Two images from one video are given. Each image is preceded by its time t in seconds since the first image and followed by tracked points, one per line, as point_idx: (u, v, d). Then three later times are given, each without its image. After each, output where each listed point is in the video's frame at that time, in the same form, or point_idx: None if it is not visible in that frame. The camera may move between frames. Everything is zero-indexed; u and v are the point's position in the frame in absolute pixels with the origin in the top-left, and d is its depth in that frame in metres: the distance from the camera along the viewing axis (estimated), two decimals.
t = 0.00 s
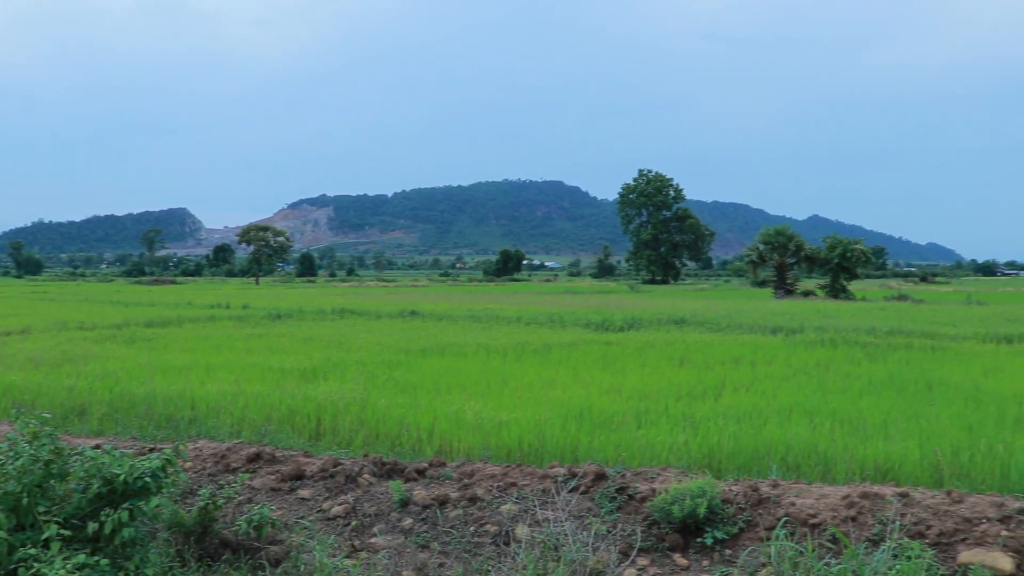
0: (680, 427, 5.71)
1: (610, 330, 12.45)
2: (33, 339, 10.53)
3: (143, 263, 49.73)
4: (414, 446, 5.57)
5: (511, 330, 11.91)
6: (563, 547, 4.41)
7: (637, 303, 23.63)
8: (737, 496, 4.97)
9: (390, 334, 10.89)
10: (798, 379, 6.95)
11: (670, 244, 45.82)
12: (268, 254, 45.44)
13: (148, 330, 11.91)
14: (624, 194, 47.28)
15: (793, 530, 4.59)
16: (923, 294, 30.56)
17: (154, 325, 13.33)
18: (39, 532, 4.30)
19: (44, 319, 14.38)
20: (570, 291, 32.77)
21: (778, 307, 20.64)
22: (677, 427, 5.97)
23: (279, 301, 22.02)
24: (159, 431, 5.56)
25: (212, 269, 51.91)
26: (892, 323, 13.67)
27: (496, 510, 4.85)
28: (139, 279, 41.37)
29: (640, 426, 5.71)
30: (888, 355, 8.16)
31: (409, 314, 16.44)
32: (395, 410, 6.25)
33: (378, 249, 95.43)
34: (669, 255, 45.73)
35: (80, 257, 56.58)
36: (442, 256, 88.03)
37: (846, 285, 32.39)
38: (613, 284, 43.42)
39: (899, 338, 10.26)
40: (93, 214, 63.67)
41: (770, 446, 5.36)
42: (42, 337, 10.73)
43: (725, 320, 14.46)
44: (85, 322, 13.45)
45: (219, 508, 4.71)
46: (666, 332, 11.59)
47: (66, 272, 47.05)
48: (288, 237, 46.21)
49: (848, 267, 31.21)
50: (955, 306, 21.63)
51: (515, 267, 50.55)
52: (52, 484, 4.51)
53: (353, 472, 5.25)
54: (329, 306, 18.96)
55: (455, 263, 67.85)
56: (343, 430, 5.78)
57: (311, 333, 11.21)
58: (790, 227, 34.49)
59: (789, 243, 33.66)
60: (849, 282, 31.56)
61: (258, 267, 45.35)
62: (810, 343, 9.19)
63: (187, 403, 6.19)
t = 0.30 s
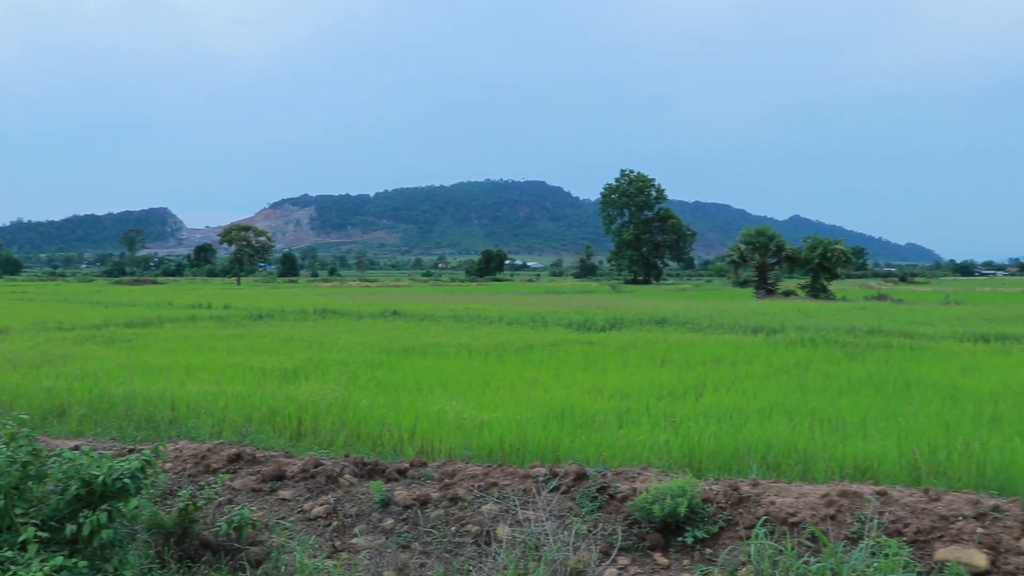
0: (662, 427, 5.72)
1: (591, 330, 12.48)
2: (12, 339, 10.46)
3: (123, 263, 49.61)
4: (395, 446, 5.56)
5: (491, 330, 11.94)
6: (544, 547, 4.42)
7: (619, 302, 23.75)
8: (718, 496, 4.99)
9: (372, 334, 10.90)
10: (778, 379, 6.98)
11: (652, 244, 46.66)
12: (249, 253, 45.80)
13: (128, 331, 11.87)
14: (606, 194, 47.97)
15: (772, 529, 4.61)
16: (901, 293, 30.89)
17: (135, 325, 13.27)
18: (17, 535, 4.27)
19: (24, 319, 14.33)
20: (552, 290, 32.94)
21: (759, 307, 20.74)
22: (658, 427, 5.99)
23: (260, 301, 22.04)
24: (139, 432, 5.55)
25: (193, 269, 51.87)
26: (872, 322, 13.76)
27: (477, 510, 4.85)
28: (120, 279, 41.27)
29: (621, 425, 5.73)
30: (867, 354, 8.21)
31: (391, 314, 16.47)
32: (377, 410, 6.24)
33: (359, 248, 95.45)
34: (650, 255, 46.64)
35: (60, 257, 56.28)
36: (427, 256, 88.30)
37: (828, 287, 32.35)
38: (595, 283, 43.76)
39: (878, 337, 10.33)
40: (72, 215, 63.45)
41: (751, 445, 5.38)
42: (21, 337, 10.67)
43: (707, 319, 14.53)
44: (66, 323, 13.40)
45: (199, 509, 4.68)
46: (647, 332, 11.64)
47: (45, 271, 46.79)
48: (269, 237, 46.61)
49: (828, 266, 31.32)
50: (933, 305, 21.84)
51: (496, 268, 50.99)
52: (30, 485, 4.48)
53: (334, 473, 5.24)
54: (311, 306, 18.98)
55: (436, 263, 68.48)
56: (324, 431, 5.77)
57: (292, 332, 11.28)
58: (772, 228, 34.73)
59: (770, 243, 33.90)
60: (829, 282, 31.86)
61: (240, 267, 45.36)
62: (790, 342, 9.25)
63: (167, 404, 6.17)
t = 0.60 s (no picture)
0: (640, 425, 5.74)
1: (571, 329, 12.42)
2: None
3: (101, 263, 49.47)
4: (374, 446, 5.56)
5: (472, 330, 11.69)
6: (522, 545, 4.42)
7: (599, 301, 23.77)
8: (695, 494, 5.00)
9: (351, 333, 10.87)
10: (756, 377, 7.02)
11: (631, 243, 47.13)
12: (229, 253, 45.26)
13: (106, 330, 11.78)
14: (586, 193, 48.38)
15: (749, 526, 4.63)
16: (879, 292, 31.11)
17: (112, 325, 13.16)
18: None
19: None
20: (532, 289, 33.13)
21: (739, 306, 20.75)
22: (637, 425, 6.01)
23: (239, 300, 21.74)
24: (116, 432, 5.52)
25: (172, 268, 51.68)
26: (850, 321, 13.83)
27: (455, 509, 4.85)
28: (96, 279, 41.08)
29: (600, 423, 5.75)
30: (844, 352, 8.27)
31: (371, 313, 16.45)
32: (355, 409, 6.23)
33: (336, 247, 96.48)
34: (629, 254, 47.12)
35: (37, 256, 55.95)
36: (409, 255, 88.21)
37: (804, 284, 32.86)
38: (576, 283, 43.88)
39: (855, 336, 10.37)
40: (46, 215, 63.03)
41: (729, 444, 5.40)
42: None
43: (685, 318, 14.58)
44: (42, 322, 13.30)
45: (177, 508, 4.65)
46: (627, 331, 11.66)
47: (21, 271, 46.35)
48: (248, 236, 46.02)
49: (807, 266, 31.76)
50: (911, 304, 21.98)
51: (477, 266, 51.23)
52: (4, 487, 4.44)
53: (312, 472, 5.23)
54: (289, 306, 18.95)
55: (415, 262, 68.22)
56: (302, 430, 5.75)
57: (271, 333, 11.03)
58: (751, 227, 34.92)
59: (749, 242, 33.90)
60: (807, 281, 32.30)
61: (219, 267, 45.27)
62: (768, 341, 9.31)
63: (145, 403, 6.15)
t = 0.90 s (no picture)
0: (617, 423, 5.76)
1: (550, 328, 12.38)
2: None
3: (77, 261, 49.49)
4: (351, 444, 5.54)
5: (452, 329, 11.53)
6: (498, 544, 4.42)
7: (578, 300, 23.80)
8: (672, 491, 5.03)
9: (329, 332, 10.84)
10: (733, 375, 7.06)
11: (609, 242, 48.41)
12: (207, 251, 45.63)
13: (79, 329, 11.67)
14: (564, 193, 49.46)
15: (724, 524, 4.65)
16: (855, 292, 31.34)
17: (86, 324, 13.05)
18: None
19: None
20: (512, 288, 33.24)
21: (717, 305, 20.79)
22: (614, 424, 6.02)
23: (216, 300, 21.52)
24: (91, 432, 5.49)
25: (149, 267, 51.53)
26: (826, 320, 13.92)
27: (432, 508, 4.84)
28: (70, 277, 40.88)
29: (577, 422, 5.76)
30: (821, 351, 8.32)
31: (348, 312, 16.38)
32: (333, 408, 6.22)
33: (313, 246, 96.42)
34: (607, 253, 48.34)
35: (11, 253, 55.55)
36: (392, 254, 88.30)
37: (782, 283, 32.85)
38: (553, 283, 43.89)
39: (832, 335, 10.42)
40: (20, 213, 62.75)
41: (705, 442, 5.42)
42: None
43: (664, 317, 14.60)
44: (14, 321, 13.17)
45: (152, 508, 4.61)
46: (605, 329, 11.67)
47: None
48: (226, 234, 46.38)
49: (783, 264, 31.75)
50: (887, 303, 22.14)
51: (455, 265, 51.30)
52: None
53: (289, 471, 5.22)
54: (267, 304, 18.87)
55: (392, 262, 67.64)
56: (279, 429, 5.74)
57: (250, 332, 10.85)
58: (729, 226, 35.27)
59: (726, 241, 34.33)
60: (784, 280, 32.23)
61: (196, 265, 45.31)
62: (746, 339, 9.35)
63: (120, 403, 6.11)
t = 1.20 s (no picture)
0: (596, 422, 5.77)
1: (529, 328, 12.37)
2: None
3: (54, 260, 49.27)
4: (329, 444, 5.54)
5: (431, 329, 11.46)
6: (477, 543, 4.42)
7: (558, 299, 23.83)
8: (650, 490, 5.04)
9: (307, 332, 10.80)
10: (712, 374, 7.09)
11: (589, 241, 49.40)
12: (185, 250, 45.15)
13: (55, 329, 11.58)
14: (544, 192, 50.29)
15: (702, 522, 4.67)
16: (832, 291, 31.61)
17: (61, 324, 12.95)
18: None
19: None
20: (492, 288, 33.32)
21: (695, 304, 20.87)
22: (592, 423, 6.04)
23: (192, 299, 21.31)
24: (67, 432, 5.45)
25: (126, 266, 51.44)
26: (804, 319, 14.00)
27: (411, 508, 4.84)
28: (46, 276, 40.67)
29: (556, 421, 5.78)
30: (798, 350, 8.37)
31: (326, 311, 16.30)
32: (311, 407, 6.21)
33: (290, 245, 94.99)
34: (587, 252, 49.33)
35: None
36: (372, 253, 88.24)
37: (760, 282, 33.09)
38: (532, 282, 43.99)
39: (810, 334, 10.47)
40: None
41: (683, 440, 5.45)
42: None
43: (642, 316, 14.60)
44: None
45: (129, 509, 4.56)
46: (584, 328, 11.68)
47: None
48: (204, 233, 45.87)
49: (762, 264, 32.06)
50: (864, 302, 22.33)
51: (434, 264, 52.21)
52: None
53: (267, 471, 5.20)
54: (245, 304, 18.78)
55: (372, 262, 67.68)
56: (257, 429, 5.72)
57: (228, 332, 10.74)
58: (707, 226, 35.48)
59: (704, 241, 34.43)
60: (761, 279, 32.44)
61: (174, 264, 45.09)
62: (724, 338, 9.38)
63: (97, 403, 6.08)
